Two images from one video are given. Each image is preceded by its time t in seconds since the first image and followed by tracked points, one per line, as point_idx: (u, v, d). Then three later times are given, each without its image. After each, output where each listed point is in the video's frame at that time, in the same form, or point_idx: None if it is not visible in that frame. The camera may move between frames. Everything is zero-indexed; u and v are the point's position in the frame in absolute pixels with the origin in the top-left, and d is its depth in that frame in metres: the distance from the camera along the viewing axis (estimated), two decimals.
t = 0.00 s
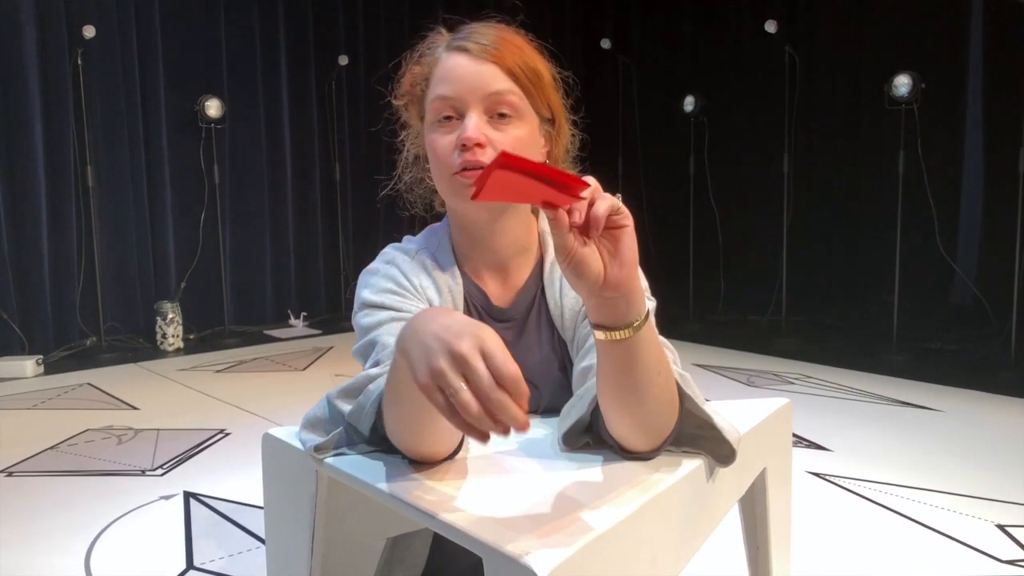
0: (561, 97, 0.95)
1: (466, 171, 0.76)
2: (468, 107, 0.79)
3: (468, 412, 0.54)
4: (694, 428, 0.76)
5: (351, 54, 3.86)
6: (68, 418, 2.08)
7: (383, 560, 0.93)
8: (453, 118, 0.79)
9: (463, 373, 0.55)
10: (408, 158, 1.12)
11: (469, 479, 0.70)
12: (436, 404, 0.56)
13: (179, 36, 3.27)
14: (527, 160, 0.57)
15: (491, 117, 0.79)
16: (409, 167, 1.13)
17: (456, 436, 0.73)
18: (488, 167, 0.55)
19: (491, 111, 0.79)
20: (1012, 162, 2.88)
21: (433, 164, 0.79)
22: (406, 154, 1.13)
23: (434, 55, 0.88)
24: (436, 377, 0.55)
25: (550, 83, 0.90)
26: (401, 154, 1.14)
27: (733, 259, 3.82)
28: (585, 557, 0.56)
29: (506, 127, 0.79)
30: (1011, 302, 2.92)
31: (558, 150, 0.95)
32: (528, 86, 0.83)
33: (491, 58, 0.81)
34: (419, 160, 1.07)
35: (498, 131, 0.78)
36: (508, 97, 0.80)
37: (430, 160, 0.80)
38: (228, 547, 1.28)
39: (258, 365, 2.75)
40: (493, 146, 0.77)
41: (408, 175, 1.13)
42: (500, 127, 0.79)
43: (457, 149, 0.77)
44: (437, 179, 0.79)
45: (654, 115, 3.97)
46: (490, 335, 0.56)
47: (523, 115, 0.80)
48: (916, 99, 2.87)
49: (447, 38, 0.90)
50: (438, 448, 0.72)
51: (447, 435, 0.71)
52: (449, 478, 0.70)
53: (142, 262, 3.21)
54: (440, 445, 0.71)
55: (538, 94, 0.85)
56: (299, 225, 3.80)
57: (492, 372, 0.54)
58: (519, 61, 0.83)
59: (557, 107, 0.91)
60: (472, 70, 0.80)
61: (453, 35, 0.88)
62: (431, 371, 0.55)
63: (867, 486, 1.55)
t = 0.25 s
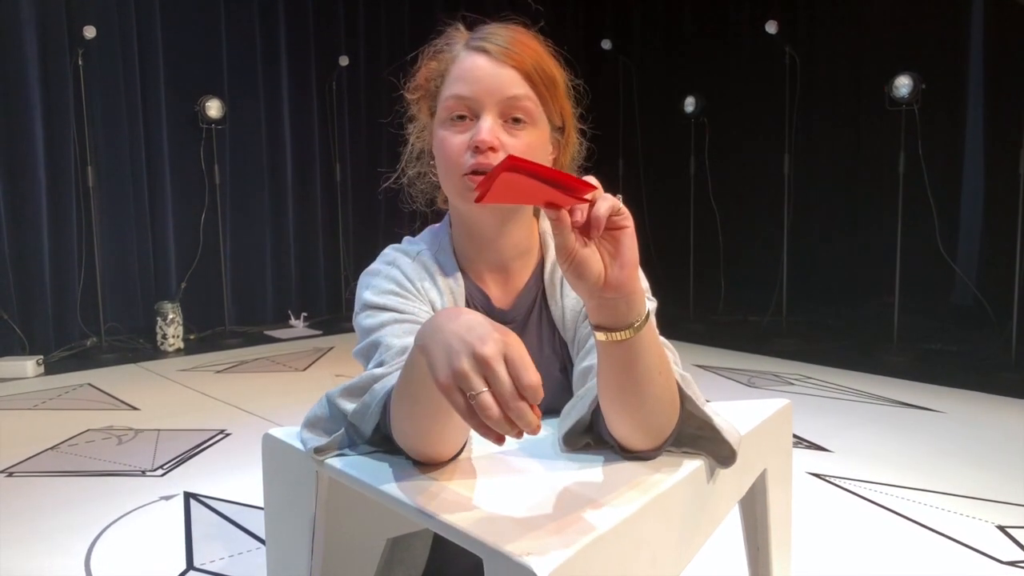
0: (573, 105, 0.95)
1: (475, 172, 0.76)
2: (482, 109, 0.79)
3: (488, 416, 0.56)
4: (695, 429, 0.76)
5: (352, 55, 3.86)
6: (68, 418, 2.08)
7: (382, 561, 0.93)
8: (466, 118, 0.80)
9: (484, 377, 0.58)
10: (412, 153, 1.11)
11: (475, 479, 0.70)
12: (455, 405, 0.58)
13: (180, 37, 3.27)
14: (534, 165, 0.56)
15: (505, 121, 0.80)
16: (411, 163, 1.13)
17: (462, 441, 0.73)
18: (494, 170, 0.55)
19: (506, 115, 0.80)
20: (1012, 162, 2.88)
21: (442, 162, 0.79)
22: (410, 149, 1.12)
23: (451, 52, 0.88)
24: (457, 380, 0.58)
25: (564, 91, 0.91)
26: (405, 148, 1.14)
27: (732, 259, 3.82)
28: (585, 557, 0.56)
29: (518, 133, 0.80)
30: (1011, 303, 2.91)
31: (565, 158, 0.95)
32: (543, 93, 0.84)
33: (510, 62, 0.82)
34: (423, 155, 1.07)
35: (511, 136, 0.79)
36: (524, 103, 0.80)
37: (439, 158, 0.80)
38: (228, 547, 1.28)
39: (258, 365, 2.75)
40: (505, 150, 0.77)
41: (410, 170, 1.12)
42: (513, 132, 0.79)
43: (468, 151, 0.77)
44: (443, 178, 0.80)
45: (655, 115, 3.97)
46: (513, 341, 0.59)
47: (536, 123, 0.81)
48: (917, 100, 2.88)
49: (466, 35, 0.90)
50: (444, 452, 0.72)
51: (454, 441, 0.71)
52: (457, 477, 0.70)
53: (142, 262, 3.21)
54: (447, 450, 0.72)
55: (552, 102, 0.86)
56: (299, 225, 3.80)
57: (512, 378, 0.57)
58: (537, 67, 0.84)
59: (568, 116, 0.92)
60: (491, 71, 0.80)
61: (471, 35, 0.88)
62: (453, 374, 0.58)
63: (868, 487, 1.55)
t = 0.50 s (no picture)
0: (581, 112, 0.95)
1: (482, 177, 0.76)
2: (492, 114, 0.80)
3: (491, 420, 0.56)
4: (694, 430, 0.76)
5: (352, 56, 3.86)
6: (68, 418, 2.08)
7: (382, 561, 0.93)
8: (475, 121, 0.80)
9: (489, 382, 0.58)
10: (417, 148, 1.11)
11: (477, 479, 0.70)
12: (459, 407, 0.58)
13: (181, 38, 3.27)
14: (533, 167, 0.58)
15: (514, 127, 0.80)
16: (415, 159, 1.13)
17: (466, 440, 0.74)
18: (495, 171, 0.58)
19: (515, 122, 0.80)
20: (1012, 163, 2.88)
21: (448, 164, 0.79)
22: (415, 144, 1.12)
23: (462, 52, 0.88)
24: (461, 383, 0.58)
25: (572, 98, 0.91)
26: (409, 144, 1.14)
27: (732, 260, 3.82)
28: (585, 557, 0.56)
29: (527, 140, 0.80)
30: (1010, 304, 2.91)
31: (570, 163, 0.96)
32: (552, 100, 0.84)
33: (522, 69, 0.82)
34: (426, 151, 1.07)
35: (519, 142, 0.79)
36: (534, 111, 0.81)
37: (445, 160, 0.80)
38: (228, 547, 1.28)
39: (259, 366, 2.75)
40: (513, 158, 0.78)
41: (412, 167, 1.13)
42: (521, 139, 0.80)
43: (476, 156, 0.77)
44: (449, 181, 0.80)
45: (655, 116, 3.97)
46: (519, 346, 0.59)
47: (545, 130, 0.81)
48: (917, 101, 2.88)
49: (478, 37, 0.90)
50: (446, 454, 0.72)
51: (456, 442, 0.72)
52: (458, 477, 0.70)
53: (142, 262, 3.21)
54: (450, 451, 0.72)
55: (560, 110, 0.86)
56: (300, 226, 3.80)
57: (517, 384, 0.57)
58: (548, 74, 0.84)
59: (574, 123, 0.92)
60: (502, 77, 0.80)
61: (484, 37, 0.88)
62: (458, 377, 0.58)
63: (868, 487, 1.55)
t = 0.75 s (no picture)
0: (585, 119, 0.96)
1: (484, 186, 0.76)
2: (496, 122, 0.80)
3: (491, 422, 0.56)
4: (694, 430, 0.76)
5: (352, 56, 3.87)
6: (69, 419, 2.08)
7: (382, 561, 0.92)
8: (478, 128, 0.80)
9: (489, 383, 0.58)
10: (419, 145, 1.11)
11: (477, 478, 0.70)
12: (459, 408, 0.58)
13: (181, 39, 3.27)
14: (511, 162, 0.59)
15: (517, 136, 0.80)
16: (416, 157, 1.14)
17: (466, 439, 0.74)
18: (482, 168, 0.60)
19: (519, 131, 0.80)
20: (1013, 164, 2.88)
21: (451, 170, 0.80)
22: (417, 141, 1.12)
23: (468, 57, 0.88)
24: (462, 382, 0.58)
25: (577, 106, 0.91)
26: (410, 141, 1.15)
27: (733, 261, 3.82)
28: (586, 558, 0.56)
29: (530, 148, 0.80)
30: (1010, 305, 2.91)
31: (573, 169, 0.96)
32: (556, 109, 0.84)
33: (528, 78, 0.82)
34: (428, 150, 1.07)
35: (522, 151, 0.79)
36: (537, 120, 0.80)
37: (447, 165, 0.81)
38: (229, 547, 1.28)
39: (259, 366, 2.75)
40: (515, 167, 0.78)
41: (413, 165, 1.13)
42: (524, 147, 0.80)
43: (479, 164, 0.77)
44: (452, 187, 0.80)
45: (655, 117, 3.97)
46: (519, 347, 0.59)
47: (548, 138, 0.81)
48: (917, 102, 2.88)
49: (484, 41, 0.90)
50: (446, 454, 0.72)
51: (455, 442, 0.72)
52: (457, 478, 0.70)
53: (143, 263, 3.21)
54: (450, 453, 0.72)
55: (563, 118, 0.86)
56: (300, 226, 3.80)
57: (517, 386, 0.57)
58: (552, 83, 0.84)
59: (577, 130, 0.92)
60: (507, 85, 0.80)
61: (490, 42, 0.88)
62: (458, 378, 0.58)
63: (868, 488, 1.55)
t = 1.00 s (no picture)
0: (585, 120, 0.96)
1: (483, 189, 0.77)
2: (495, 125, 0.80)
3: (492, 424, 0.56)
4: (694, 431, 0.76)
5: (353, 56, 3.87)
6: (70, 419, 2.08)
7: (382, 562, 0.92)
8: (477, 131, 0.80)
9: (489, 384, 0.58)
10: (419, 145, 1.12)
11: (478, 479, 0.70)
12: (460, 409, 0.58)
13: (182, 39, 3.27)
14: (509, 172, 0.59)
15: (517, 139, 0.80)
16: (416, 156, 1.14)
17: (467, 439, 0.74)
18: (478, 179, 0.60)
19: (519, 134, 0.80)
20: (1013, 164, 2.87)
21: (450, 171, 0.80)
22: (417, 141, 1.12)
23: (468, 58, 0.88)
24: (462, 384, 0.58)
25: (577, 109, 0.91)
26: (411, 141, 1.15)
27: (733, 261, 3.82)
28: (586, 558, 0.56)
29: (529, 151, 0.80)
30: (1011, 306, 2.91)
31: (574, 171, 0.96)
32: (556, 112, 0.84)
33: (527, 82, 0.82)
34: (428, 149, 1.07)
35: (521, 154, 0.80)
36: (537, 124, 0.81)
37: (446, 167, 0.81)
38: (229, 548, 1.28)
39: (259, 367, 2.75)
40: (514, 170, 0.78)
41: (414, 164, 1.13)
42: (523, 151, 0.80)
43: (478, 166, 0.78)
44: (451, 189, 0.81)
45: (656, 118, 3.97)
46: (520, 349, 0.59)
47: (548, 142, 0.82)
48: (918, 102, 2.88)
49: (485, 41, 0.90)
50: (445, 455, 0.72)
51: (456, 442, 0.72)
52: (458, 478, 0.70)
53: (143, 263, 3.21)
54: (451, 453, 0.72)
55: (563, 120, 0.87)
56: (300, 226, 3.80)
57: (518, 388, 0.57)
58: (552, 85, 0.84)
59: (578, 133, 0.93)
60: (507, 88, 0.80)
61: (491, 43, 0.88)
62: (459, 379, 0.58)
63: (869, 489, 1.55)
